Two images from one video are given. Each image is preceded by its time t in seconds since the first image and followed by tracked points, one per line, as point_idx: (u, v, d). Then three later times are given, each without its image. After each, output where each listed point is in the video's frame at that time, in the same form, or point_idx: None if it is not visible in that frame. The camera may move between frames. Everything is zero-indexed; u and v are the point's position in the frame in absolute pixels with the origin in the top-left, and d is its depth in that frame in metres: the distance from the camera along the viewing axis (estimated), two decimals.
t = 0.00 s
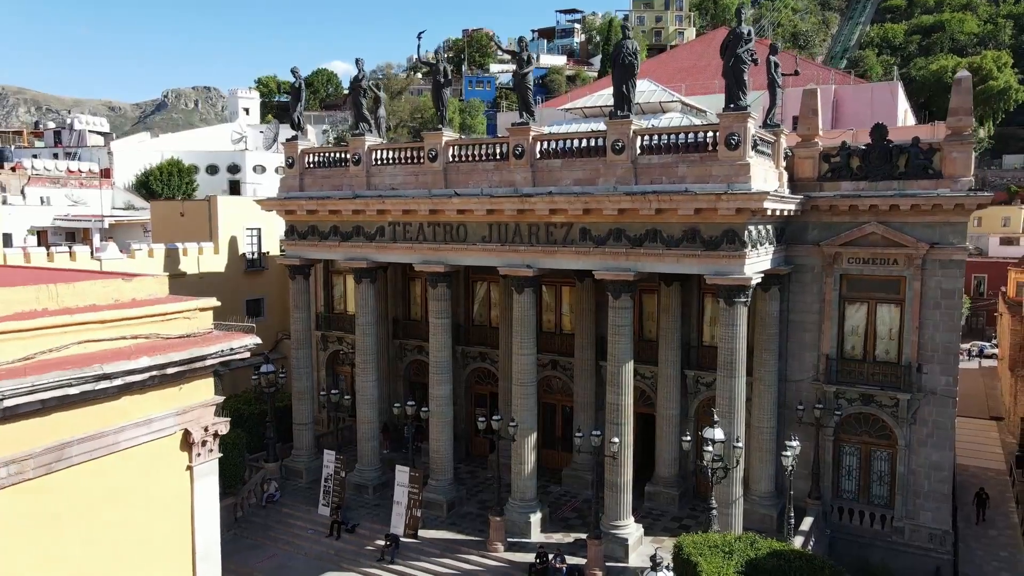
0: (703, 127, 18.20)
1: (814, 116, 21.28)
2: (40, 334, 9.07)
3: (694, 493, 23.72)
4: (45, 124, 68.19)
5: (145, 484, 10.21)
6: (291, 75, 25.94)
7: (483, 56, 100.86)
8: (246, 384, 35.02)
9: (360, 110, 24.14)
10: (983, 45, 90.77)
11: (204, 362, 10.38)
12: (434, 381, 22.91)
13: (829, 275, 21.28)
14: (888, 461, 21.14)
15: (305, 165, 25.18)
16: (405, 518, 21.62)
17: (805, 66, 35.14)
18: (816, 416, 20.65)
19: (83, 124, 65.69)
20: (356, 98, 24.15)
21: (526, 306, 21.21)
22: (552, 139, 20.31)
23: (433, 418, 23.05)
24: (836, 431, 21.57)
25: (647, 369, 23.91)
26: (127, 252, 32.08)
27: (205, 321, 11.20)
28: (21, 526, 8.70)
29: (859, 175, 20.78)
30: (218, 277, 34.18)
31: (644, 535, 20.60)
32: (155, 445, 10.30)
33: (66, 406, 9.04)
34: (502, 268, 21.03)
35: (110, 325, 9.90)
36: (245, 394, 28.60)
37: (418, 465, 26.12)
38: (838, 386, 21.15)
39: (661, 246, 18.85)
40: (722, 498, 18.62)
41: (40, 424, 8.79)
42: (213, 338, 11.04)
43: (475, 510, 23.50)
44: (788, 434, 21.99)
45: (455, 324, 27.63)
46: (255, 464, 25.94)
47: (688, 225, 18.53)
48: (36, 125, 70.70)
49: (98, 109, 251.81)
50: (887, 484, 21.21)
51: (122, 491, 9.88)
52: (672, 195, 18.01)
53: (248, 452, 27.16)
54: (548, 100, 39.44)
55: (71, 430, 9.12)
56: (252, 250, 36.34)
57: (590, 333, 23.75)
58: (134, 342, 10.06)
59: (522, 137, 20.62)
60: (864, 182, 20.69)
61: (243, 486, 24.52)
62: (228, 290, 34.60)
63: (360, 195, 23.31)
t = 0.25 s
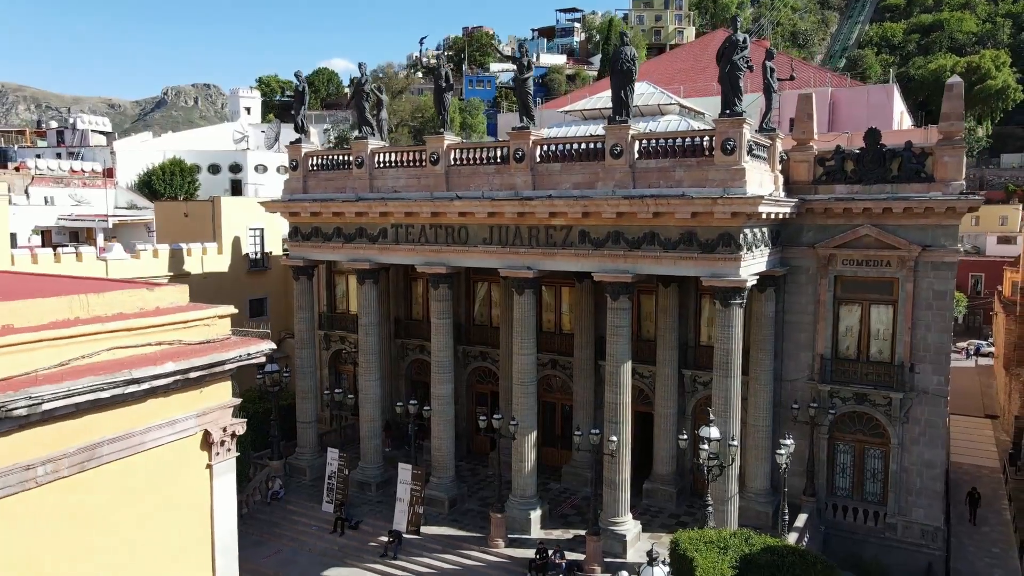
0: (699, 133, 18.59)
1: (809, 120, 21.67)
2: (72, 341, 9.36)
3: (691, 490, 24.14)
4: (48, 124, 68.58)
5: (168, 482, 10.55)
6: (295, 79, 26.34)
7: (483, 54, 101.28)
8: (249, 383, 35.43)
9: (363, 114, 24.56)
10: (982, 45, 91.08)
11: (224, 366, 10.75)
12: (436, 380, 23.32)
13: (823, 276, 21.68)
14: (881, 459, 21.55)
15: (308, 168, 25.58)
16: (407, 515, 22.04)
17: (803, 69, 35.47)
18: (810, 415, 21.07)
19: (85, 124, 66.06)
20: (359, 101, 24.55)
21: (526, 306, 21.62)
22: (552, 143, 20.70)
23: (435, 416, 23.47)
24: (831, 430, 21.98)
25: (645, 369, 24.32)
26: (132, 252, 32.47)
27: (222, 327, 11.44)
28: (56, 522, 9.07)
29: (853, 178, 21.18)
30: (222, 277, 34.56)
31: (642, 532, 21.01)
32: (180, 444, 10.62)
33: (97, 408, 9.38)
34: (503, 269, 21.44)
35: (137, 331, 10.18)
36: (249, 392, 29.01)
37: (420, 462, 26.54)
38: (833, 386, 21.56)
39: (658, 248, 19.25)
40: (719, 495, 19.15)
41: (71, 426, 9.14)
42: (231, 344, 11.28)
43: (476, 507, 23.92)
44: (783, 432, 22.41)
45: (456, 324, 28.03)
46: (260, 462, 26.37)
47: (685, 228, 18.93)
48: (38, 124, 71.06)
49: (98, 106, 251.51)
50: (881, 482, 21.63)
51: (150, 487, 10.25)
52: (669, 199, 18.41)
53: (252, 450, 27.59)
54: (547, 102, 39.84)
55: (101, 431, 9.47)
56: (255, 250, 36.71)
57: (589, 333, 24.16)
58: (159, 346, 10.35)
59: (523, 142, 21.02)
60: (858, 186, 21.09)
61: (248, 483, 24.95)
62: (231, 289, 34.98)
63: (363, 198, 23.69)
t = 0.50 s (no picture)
0: (697, 139, 18.98)
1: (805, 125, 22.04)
2: (101, 351, 9.65)
3: (689, 489, 24.54)
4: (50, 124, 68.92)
5: (189, 484, 10.84)
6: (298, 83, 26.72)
7: (484, 54, 101.65)
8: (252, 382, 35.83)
9: (366, 119, 24.95)
10: (981, 44, 91.38)
11: (242, 374, 10.95)
12: (438, 380, 23.71)
13: (819, 278, 22.06)
14: (876, 458, 21.96)
15: (312, 171, 25.97)
16: (410, 513, 22.43)
17: (800, 72, 35.78)
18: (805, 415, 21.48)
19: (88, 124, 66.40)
20: (362, 106, 24.93)
21: (526, 308, 22.01)
22: (552, 148, 21.07)
23: (437, 416, 23.87)
24: (826, 429, 22.38)
25: (644, 369, 24.71)
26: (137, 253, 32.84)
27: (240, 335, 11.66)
28: (88, 522, 9.39)
29: (848, 182, 21.56)
30: (225, 278, 34.93)
31: (640, 529, 21.43)
32: (202, 447, 10.92)
33: (124, 415, 9.67)
34: (504, 272, 21.84)
35: (161, 341, 10.46)
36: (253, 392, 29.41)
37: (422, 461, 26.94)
38: (828, 386, 21.96)
39: (656, 252, 19.64)
40: (715, 493, 19.54)
41: (100, 430, 9.44)
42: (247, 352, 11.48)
43: (478, 505, 24.33)
44: (779, 432, 22.81)
45: (457, 324, 28.42)
46: (264, 461, 26.77)
47: (682, 232, 19.31)
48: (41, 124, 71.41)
49: (97, 103, 251.34)
50: (875, 480, 22.04)
51: (175, 483, 10.56)
52: (667, 204, 18.79)
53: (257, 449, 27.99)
54: (547, 104, 40.22)
55: (128, 436, 9.76)
56: (258, 250, 37.06)
57: (589, 334, 24.56)
58: (182, 355, 10.61)
59: (523, 146, 21.40)
60: (853, 190, 21.48)
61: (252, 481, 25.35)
62: (235, 290, 35.35)
63: (366, 201, 24.07)
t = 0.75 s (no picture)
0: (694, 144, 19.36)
1: (801, 129, 22.41)
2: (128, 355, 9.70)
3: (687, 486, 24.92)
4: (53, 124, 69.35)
5: (208, 483, 10.64)
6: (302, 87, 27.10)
7: (484, 53, 102.12)
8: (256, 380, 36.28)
9: (369, 123, 25.34)
10: (979, 43, 91.66)
11: (259, 377, 10.91)
12: (440, 379, 24.12)
13: (815, 280, 22.43)
14: (870, 456, 22.33)
15: (316, 174, 26.37)
16: (413, 510, 22.81)
17: (798, 75, 36.17)
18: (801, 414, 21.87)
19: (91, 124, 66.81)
20: (366, 110, 25.32)
21: (527, 309, 22.42)
22: (553, 152, 21.45)
23: (439, 415, 24.29)
24: (821, 428, 22.76)
25: (643, 369, 25.09)
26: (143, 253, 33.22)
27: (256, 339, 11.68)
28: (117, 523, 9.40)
29: (843, 186, 21.95)
30: (229, 278, 35.35)
31: (639, 526, 21.83)
32: (223, 448, 10.83)
33: (151, 417, 9.71)
34: (505, 274, 22.23)
35: (184, 346, 10.51)
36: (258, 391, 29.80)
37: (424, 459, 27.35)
38: (824, 386, 22.35)
39: (655, 254, 20.03)
40: (711, 491, 19.97)
41: (128, 433, 9.46)
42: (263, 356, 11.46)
43: (479, 503, 24.74)
44: (776, 430, 23.18)
45: (459, 324, 28.81)
46: (268, 459, 27.19)
47: (680, 235, 19.70)
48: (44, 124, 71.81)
49: (98, 101, 251.55)
50: (870, 478, 22.42)
51: (199, 487, 10.50)
52: (665, 208, 19.18)
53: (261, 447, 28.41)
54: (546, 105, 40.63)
55: (154, 439, 9.79)
56: (262, 250, 37.43)
57: (588, 334, 24.97)
58: (202, 359, 10.66)
59: (524, 150, 21.79)
60: (848, 193, 21.87)
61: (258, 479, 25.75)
62: (239, 289, 35.77)
63: (370, 204, 24.44)
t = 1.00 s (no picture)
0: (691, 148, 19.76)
1: (797, 132, 22.80)
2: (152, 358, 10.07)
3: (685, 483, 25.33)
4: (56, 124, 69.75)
5: (224, 482, 11.01)
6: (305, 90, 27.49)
7: (484, 52, 102.48)
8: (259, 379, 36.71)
9: (372, 126, 25.72)
10: (978, 43, 91.94)
11: (273, 379, 11.21)
12: (442, 378, 24.54)
13: (810, 281, 22.84)
14: (864, 454, 22.76)
15: (319, 176, 26.76)
16: (415, 506, 23.21)
17: (796, 76, 36.54)
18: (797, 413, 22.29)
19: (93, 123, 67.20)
20: (368, 113, 25.70)
21: (527, 309, 22.82)
22: (552, 156, 21.84)
23: (441, 413, 24.71)
24: (816, 426, 23.19)
25: (641, 368, 25.51)
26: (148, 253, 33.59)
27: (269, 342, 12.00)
28: (140, 518, 9.79)
29: (838, 189, 22.35)
30: (233, 277, 35.73)
31: (637, 522, 22.26)
32: (238, 447, 11.18)
33: (172, 418, 10.07)
34: (506, 275, 22.62)
35: (203, 349, 10.84)
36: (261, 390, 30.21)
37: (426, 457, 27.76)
38: (819, 384, 22.78)
39: (652, 256, 20.43)
40: (707, 488, 20.39)
41: (151, 432, 9.85)
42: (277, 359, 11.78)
43: (480, 500, 25.16)
44: (772, 429, 23.60)
45: (460, 324, 29.20)
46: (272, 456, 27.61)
47: (678, 237, 20.10)
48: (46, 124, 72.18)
49: (98, 99, 251.76)
50: (864, 475, 22.85)
51: (216, 485, 10.89)
52: (663, 210, 19.57)
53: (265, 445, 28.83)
54: (545, 106, 40.95)
55: (175, 437, 10.15)
56: (265, 250, 37.80)
57: (587, 334, 25.38)
58: (220, 362, 10.99)
59: (524, 153, 22.18)
60: (843, 196, 22.27)
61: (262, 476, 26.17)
62: (242, 288, 36.18)
63: (372, 206, 24.83)
